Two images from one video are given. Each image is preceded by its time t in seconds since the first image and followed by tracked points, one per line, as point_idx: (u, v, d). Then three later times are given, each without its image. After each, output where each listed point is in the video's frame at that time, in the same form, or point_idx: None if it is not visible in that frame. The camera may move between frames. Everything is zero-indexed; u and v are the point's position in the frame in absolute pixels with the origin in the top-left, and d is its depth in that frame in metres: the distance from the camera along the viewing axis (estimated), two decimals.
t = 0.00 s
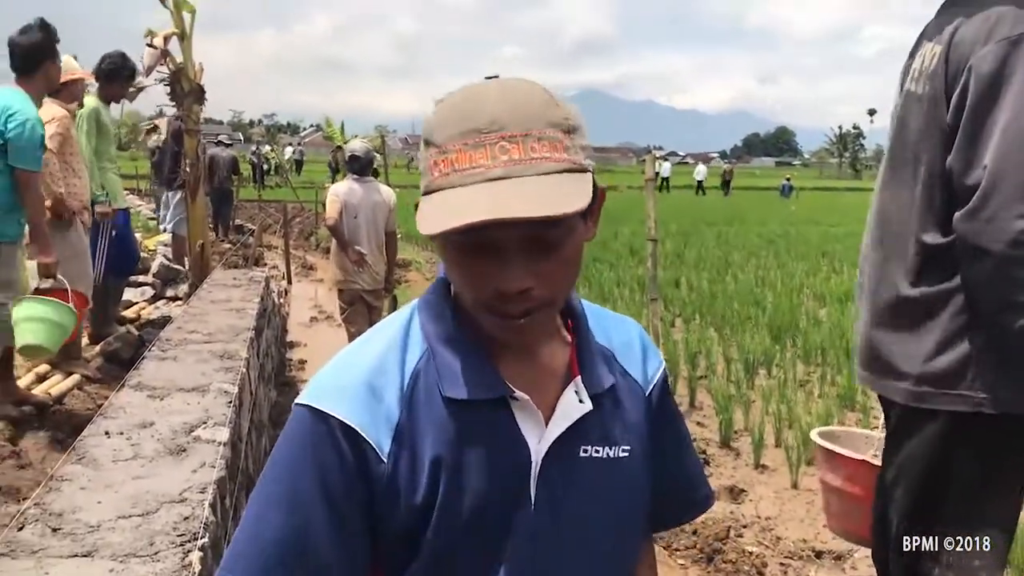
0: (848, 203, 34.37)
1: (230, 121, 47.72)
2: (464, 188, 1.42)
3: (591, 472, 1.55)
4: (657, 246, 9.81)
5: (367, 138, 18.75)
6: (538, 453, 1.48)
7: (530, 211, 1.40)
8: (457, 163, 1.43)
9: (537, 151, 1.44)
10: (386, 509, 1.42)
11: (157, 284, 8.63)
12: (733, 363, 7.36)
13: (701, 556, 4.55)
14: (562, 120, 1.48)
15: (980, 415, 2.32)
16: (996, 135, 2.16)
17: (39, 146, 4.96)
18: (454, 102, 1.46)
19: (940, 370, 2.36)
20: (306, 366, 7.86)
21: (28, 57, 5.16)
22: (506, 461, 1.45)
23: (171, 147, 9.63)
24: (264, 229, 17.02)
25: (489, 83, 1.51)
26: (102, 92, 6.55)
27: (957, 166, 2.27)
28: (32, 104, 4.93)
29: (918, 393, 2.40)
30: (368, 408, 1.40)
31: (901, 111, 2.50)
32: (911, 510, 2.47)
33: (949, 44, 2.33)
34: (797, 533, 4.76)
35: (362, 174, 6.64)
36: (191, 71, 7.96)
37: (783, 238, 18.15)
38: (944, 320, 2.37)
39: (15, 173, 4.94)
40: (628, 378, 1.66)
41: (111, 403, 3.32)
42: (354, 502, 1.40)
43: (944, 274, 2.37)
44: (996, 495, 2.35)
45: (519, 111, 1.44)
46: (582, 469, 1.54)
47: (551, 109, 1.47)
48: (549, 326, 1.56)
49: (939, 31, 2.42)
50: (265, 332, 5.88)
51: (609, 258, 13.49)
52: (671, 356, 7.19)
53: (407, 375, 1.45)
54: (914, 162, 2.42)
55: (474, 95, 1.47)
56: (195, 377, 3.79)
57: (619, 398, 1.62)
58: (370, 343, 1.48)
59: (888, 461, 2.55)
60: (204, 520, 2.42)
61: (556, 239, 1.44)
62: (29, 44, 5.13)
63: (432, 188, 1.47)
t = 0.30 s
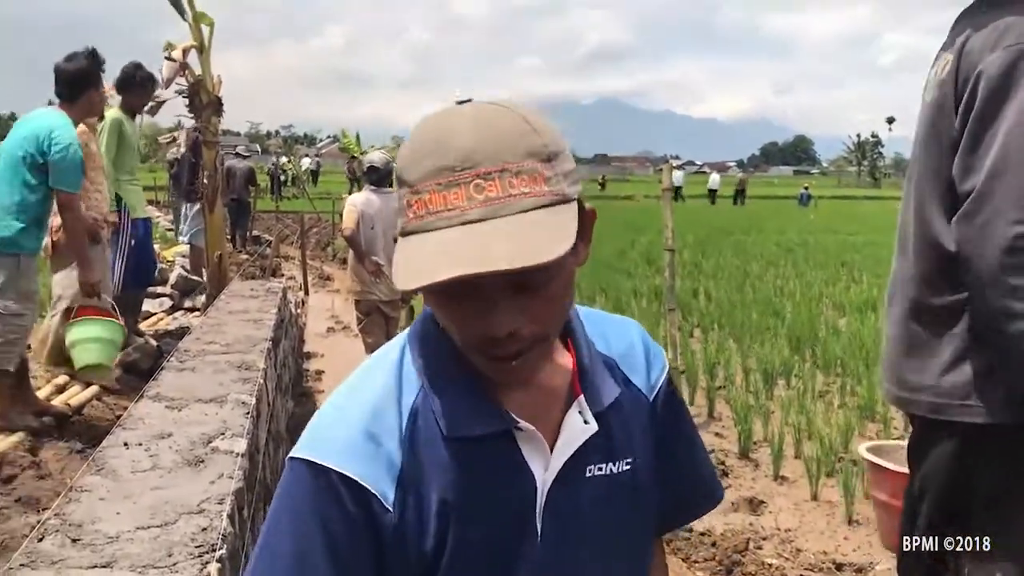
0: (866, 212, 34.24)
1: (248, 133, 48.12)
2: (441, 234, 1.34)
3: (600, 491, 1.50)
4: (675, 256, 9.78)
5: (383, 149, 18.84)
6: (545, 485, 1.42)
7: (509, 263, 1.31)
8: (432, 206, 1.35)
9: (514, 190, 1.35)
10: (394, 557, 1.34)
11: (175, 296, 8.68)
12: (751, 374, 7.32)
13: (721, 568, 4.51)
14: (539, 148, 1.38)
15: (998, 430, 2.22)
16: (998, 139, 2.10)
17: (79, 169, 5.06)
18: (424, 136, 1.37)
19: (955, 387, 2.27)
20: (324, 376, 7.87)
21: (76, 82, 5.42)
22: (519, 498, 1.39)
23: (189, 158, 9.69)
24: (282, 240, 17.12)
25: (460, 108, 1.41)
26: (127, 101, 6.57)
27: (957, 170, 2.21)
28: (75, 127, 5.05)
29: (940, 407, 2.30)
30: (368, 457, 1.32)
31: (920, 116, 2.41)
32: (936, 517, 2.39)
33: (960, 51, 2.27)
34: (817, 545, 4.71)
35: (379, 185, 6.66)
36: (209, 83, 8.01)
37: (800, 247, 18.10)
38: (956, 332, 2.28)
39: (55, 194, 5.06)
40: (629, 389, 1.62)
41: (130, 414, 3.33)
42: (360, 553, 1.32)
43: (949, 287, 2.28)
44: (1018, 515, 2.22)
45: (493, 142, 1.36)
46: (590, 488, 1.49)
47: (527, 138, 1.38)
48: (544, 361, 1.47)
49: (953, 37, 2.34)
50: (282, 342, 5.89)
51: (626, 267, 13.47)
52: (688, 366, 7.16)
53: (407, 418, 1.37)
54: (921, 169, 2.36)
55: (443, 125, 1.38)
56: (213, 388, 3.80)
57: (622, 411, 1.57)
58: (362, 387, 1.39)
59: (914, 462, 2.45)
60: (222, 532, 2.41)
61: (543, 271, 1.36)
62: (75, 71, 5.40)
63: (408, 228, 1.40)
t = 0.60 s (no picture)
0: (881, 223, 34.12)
1: (264, 142, 48.35)
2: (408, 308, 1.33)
3: (615, 513, 1.54)
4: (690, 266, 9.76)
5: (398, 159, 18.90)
6: (559, 521, 1.45)
7: (480, 340, 1.30)
8: (397, 280, 1.33)
9: (477, 253, 1.34)
10: None
11: (191, 305, 8.73)
12: (767, 386, 7.29)
13: None
14: (500, 203, 1.37)
15: (1009, 439, 2.07)
16: (1001, 148, 1.99)
17: (112, 191, 5.17)
18: (376, 205, 1.35)
19: (968, 401, 2.13)
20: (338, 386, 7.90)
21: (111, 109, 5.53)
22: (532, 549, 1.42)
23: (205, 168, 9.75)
24: (297, 249, 17.18)
25: (411, 163, 1.38)
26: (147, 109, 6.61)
27: (962, 179, 2.09)
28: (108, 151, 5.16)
29: (951, 418, 2.16)
30: (374, 533, 1.33)
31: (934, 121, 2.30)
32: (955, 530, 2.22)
33: (972, 63, 2.18)
34: (833, 559, 4.68)
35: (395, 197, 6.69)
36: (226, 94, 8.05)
37: (816, 258, 18.03)
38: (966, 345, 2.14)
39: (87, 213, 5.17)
40: (624, 396, 1.67)
41: (145, 424, 3.34)
42: None
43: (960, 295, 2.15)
44: None
45: (452, 206, 1.33)
46: (604, 510, 1.52)
47: (486, 193, 1.36)
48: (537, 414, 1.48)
49: (975, 42, 2.23)
50: (297, 353, 5.91)
51: (641, 278, 13.46)
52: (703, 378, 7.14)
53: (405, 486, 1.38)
54: (934, 182, 2.26)
55: (395, 188, 1.35)
56: (229, 398, 3.81)
57: (622, 424, 1.61)
58: (356, 459, 1.40)
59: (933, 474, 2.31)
60: (237, 541, 2.42)
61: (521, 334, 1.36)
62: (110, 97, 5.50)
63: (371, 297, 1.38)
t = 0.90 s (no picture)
0: (899, 237, 33.96)
1: (281, 153, 48.64)
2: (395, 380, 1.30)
3: (631, 536, 1.56)
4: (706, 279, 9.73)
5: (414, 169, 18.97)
6: (577, 553, 1.48)
7: (468, 404, 1.28)
8: (383, 352, 1.31)
9: (461, 320, 1.31)
10: None
11: (207, 313, 8.77)
12: (782, 401, 7.26)
13: None
14: (482, 263, 1.34)
15: None
16: (1013, 158, 1.98)
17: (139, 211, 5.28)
18: (354, 272, 1.32)
19: (982, 414, 2.09)
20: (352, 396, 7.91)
21: (137, 129, 5.57)
22: None
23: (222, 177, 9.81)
24: (312, 259, 17.24)
25: (385, 224, 1.35)
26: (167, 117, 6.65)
27: (975, 190, 2.08)
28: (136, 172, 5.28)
29: (966, 431, 2.13)
30: None
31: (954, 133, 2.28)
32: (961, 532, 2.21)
33: (989, 74, 2.18)
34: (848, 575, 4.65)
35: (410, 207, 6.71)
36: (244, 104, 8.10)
37: (833, 272, 17.96)
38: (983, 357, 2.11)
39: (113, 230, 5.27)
40: (627, 414, 1.68)
41: (160, 430, 3.35)
42: None
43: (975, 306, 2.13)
44: None
45: (435, 273, 1.31)
46: (620, 535, 1.54)
47: (466, 254, 1.34)
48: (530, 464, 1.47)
49: (994, 52, 2.22)
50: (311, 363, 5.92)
51: (656, 290, 13.44)
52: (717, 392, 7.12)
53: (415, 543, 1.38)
54: (953, 195, 2.25)
55: (372, 253, 1.32)
56: (243, 405, 3.82)
57: (626, 442, 1.63)
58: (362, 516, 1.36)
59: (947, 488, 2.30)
60: (251, 548, 2.43)
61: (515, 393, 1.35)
62: (137, 118, 5.55)
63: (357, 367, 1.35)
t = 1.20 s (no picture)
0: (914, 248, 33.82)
1: (297, 161, 48.95)
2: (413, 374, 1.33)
3: (643, 528, 1.59)
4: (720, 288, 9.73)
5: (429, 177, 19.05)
6: (591, 542, 1.52)
7: (484, 400, 1.29)
8: (402, 348, 1.34)
9: (478, 316, 1.34)
10: None
11: (223, 318, 8.84)
12: (795, 409, 7.26)
13: None
14: (500, 262, 1.37)
15: None
16: (1016, 158, 2.01)
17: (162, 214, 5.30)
18: (377, 269, 1.35)
19: (988, 414, 2.13)
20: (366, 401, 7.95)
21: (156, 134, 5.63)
22: None
23: (240, 183, 9.89)
24: (327, 265, 17.32)
25: (409, 224, 1.38)
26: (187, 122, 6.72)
27: (979, 189, 2.10)
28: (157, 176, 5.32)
29: (972, 432, 2.16)
30: None
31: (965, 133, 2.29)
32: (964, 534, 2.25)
33: (996, 75, 2.19)
34: None
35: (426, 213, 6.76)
36: (262, 111, 8.18)
37: (848, 282, 17.92)
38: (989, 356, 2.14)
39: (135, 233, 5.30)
40: (640, 408, 1.71)
41: (178, 429, 3.40)
42: None
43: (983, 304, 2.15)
44: None
45: (455, 270, 1.34)
46: (632, 526, 1.57)
47: (485, 254, 1.36)
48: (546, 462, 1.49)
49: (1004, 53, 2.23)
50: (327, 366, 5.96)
51: (671, 299, 13.45)
52: (731, 400, 7.13)
53: (433, 539, 1.39)
54: (961, 194, 2.27)
55: (394, 250, 1.35)
56: (261, 406, 3.86)
57: (639, 436, 1.66)
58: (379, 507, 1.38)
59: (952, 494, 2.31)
60: (268, 544, 2.46)
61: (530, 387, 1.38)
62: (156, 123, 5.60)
63: (377, 362, 1.38)
